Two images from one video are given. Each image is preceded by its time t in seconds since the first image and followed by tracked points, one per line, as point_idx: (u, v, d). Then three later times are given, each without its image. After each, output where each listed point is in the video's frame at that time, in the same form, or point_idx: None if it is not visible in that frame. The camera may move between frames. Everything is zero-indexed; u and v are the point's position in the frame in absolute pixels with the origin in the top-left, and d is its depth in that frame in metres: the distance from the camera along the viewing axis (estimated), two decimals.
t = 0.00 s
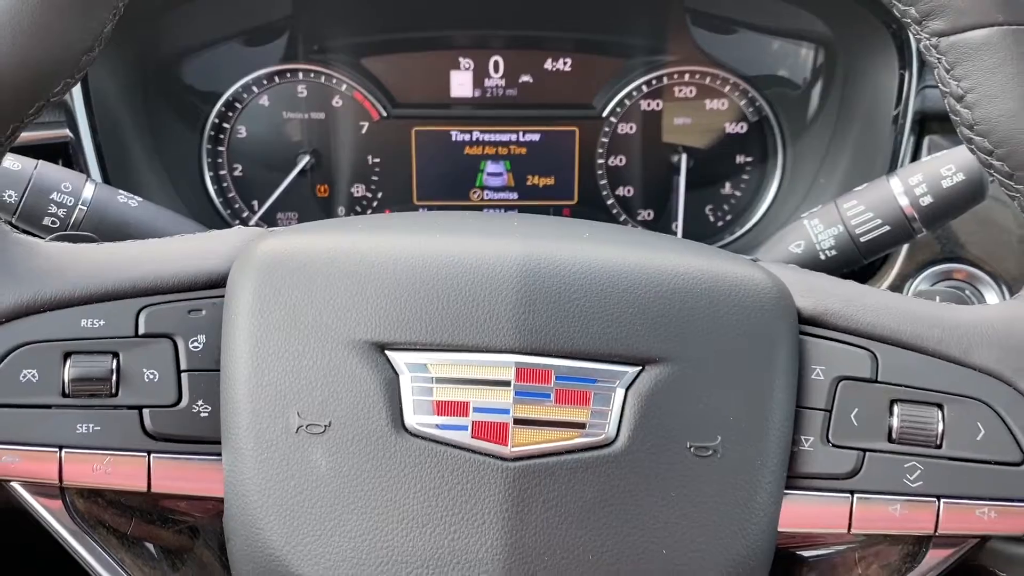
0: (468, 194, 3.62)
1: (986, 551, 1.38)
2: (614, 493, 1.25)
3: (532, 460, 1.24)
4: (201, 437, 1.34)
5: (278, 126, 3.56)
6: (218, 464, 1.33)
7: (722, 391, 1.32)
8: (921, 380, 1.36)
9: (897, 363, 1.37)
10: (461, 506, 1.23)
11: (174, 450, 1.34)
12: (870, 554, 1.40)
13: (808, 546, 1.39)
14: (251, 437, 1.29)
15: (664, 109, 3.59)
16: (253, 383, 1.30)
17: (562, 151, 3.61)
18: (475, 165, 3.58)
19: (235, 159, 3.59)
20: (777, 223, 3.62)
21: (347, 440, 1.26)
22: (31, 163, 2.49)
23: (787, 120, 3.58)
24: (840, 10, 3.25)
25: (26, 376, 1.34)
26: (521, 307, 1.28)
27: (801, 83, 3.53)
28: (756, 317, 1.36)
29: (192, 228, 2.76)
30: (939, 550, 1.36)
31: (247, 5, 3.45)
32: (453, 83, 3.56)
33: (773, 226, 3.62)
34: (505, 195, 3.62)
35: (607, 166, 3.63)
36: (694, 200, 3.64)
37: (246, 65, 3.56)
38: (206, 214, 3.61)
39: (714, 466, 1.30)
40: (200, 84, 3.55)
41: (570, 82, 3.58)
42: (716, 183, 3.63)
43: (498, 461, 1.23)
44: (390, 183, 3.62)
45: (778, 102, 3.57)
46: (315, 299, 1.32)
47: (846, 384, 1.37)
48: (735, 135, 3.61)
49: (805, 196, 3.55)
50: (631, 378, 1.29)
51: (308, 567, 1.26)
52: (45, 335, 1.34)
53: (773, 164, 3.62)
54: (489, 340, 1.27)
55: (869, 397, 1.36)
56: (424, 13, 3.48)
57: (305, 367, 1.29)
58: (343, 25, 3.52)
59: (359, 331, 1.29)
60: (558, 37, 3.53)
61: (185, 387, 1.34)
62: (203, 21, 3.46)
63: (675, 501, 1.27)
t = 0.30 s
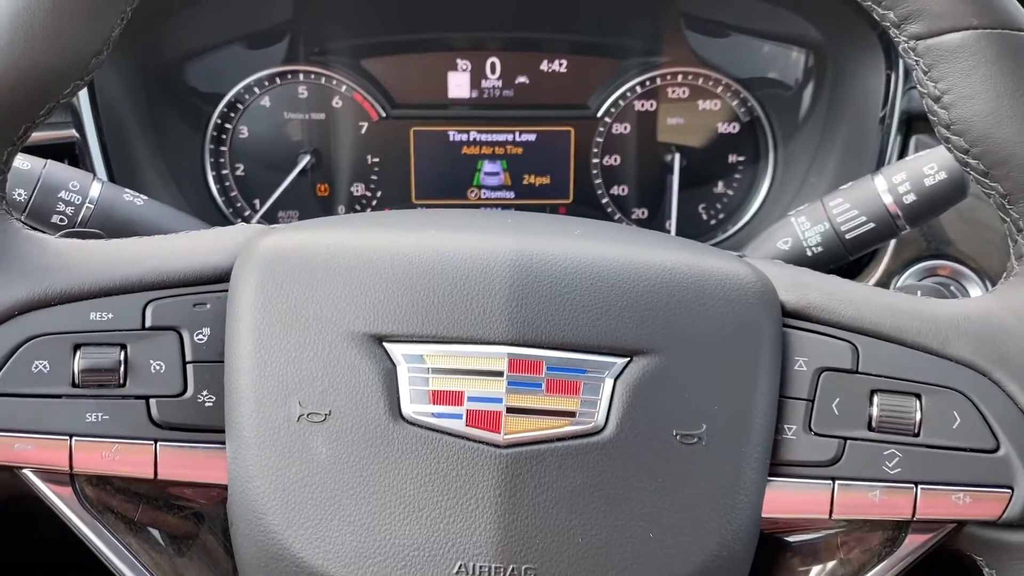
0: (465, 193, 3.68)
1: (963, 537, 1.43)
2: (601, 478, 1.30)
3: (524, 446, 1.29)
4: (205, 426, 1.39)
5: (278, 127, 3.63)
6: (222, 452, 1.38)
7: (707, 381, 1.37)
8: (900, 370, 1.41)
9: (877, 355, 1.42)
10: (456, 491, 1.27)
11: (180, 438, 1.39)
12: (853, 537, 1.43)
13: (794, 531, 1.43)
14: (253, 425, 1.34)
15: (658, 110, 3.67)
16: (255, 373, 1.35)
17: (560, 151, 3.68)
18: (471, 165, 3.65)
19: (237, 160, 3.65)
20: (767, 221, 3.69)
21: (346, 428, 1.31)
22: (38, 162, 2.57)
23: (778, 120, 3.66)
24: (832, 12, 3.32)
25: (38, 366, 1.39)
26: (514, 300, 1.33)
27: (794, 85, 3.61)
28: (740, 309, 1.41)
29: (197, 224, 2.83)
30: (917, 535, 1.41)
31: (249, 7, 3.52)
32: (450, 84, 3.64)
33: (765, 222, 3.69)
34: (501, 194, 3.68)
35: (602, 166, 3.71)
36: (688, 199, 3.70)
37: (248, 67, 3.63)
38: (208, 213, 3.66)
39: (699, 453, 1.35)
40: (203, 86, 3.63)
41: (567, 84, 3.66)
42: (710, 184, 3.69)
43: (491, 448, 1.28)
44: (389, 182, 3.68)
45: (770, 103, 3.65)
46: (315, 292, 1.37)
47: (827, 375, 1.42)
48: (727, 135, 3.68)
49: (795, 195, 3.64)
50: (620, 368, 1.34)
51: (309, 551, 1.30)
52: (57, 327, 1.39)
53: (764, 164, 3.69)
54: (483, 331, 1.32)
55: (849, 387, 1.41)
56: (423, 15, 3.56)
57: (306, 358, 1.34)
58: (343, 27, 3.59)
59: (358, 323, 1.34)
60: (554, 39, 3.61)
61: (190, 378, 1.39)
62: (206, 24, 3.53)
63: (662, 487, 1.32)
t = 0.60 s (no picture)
0: (464, 193, 3.75)
1: (942, 521, 1.49)
2: (594, 464, 1.36)
3: (524, 433, 1.34)
4: (215, 415, 1.45)
5: (282, 128, 3.71)
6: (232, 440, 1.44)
7: (697, 371, 1.43)
8: (882, 362, 1.47)
9: (860, 347, 1.48)
10: (456, 475, 1.33)
11: (191, 427, 1.44)
12: (837, 521, 1.49)
13: (782, 516, 1.49)
14: (262, 414, 1.40)
15: (653, 111, 3.75)
16: (263, 364, 1.41)
17: (558, 151, 3.76)
18: (471, 165, 3.73)
19: (241, 160, 3.73)
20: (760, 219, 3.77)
21: (351, 416, 1.37)
22: (50, 163, 2.64)
23: (770, 121, 3.73)
24: (822, 15, 3.38)
25: (55, 358, 1.44)
26: (511, 294, 1.39)
27: (785, 88, 3.68)
28: (730, 303, 1.47)
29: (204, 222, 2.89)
30: (898, 519, 1.47)
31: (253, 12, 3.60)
32: (450, 86, 3.71)
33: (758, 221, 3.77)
34: (501, 193, 3.75)
35: (598, 165, 3.79)
36: (682, 198, 3.79)
37: (252, 70, 3.72)
38: (214, 212, 3.74)
39: (689, 440, 1.41)
40: (207, 88, 3.70)
41: (564, 86, 3.74)
42: (704, 183, 3.78)
43: (490, 435, 1.34)
44: (390, 183, 3.76)
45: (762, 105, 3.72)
46: (320, 287, 1.43)
47: (812, 365, 1.48)
48: (720, 135, 3.77)
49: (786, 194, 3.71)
50: (612, 359, 1.39)
51: (315, 534, 1.36)
52: (73, 320, 1.45)
53: (757, 163, 3.78)
54: (480, 324, 1.38)
55: (833, 377, 1.47)
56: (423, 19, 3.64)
57: (312, 349, 1.40)
58: (345, 31, 3.67)
59: (362, 315, 1.40)
60: (552, 42, 3.71)
61: (200, 369, 1.46)
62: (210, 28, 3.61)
63: (653, 473, 1.38)
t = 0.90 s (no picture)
0: (465, 193, 3.81)
1: (931, 512, 1.53)
2: (592, 455, 1.40)
3: (523, 426, 1.39)
4: (225, 409, 1.49)
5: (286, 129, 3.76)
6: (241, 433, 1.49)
7: (692, 366, 1.47)
8: (871, 356, 1.52)
9: (850, 342, 1.53)
10: (457, 466, 1.38)
11: (201, 421, 1.49)
12: (829, 512, 1.53)
13: (775, 507, 1.53)
14: (269, 407, 1.45)
15: (651, 112, 3.80)
16: (271, 358, 1.46)
17: (558, 152, 3.81)
18: (471, 166, 3.77)
19: (246, 160, 3.78)
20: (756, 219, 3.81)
21: (356, 409, 1.41)
22: (63, 164, 2.68)
23: (766, 123, 3.78)
24: (817, 18, 3.45)
25: (69, 354, 1.49)
26: (511, 291, 1.44)
27: (779, 92, 3.73)
28: (724, 300, 1.51)
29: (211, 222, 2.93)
30: (888, 510, 1.51)
31: (257, 15, 3.65)
32: (451, 89, 3.76)
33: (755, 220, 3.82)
34: (502, 193, 3.80)
35: (597, 166, 3.84)
36: (679, 198, 3.84)
37: (257, 72, 3.77)
38: (219, 212, 3.78)
39: (683, 433, 1.45)
40: (212, 91, 3.75)
41: (563, 88, 3.80)
42: (701, 184, 3.82)
43: (491, 427, 1.38)
44: (392, 184, 3.81)
45: (758, 107, 3.77)
46: (326, 284, 1.47)
47: (803, 360, 1.52)
48: (718, 136, 3.81)
49: (781, 193, 3.76)
50: (609, 354, 1.44)
51: (321, 523, 1.41)
52: (87, 317, 1.49)
53: (753, 163, 3.82)
54: (481, 319, 1.42)
55: (824, 371, 1.52)
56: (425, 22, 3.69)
57: (319, 344, 1.45)
58: (348, 34, 3.73)
59: (366, 312, 1.45)
60: (552, 45, 3.77)
61: (210, 364, 1.50)
62: (215, 31, 3.66)
63: (648, 464, 1.43)
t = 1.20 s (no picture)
0: (465, 196, 3.85)
1: (923, 507, 1.56)
2: (592, 452, 1.44)
3: (524, 424, 1.42)
4: (234, 407, 1.53)
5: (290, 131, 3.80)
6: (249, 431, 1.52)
7: (689, 365, 1.51)
8: (864, 355, 1.55)
9: (844, 341, 1.56)
10: (461, 462, 1.41)
11: (210, 419, 1.53)
12: (823, 508, 1.57)
13: (770, 502, 1.57)
14: (277, 405, 1.48)
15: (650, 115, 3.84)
16: (279, 358, 1.49)
17: (559, 154, 3.85)
18: (473, 168, 3.82)
19: (250, 163, 3.82)
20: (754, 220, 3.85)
21: (362, 407, 1.45)
22: (72, 167, 2.73)
23: (763, 126, 3.82)
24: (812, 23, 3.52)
25: (82, 352, 1.52)
26: (513, 292, 1.47)
27: (776, 95, 3.78)
28: (721, 300, 1.55)
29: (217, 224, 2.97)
30: (881, 506, 1.54)
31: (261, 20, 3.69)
32: (452, 92, 3.80)
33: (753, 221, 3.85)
34: (503, 195, 3.85)
35: (598, 168, 3.87)
36: (677, 200, 3.87)
37: (261, 77, 3.81)
38: (224, 213, 3.82)
39: (680, 430, 1.49)
40: (217, 94, 3.80)
41: (564, 91, 3.84)
42: (700, 186, 3.86)
43: (493, 424, 1.42)
44: (395, 186, 3.84)
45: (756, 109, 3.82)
46: (332, 286, 1.51)
47: (798, 359, 1.56)
48: (716, 139, 3.85)
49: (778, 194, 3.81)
50: (609, 353, 1.47)
51: (327, 518, 1.44)
52: (99, 317, 1.53)
53: (750, 165, 3.86)
54: (483, 320, 1.46)
55: (818, 369, 1.55)
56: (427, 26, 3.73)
57: (325, 344, 1.48)
58: (351, 39, 3.78)
59: (372, 312, 1.48)
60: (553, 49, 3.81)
61: (218, 363, 1.54)
62: (220, 36, 3.71)
63: (647, 460, 1.46)
